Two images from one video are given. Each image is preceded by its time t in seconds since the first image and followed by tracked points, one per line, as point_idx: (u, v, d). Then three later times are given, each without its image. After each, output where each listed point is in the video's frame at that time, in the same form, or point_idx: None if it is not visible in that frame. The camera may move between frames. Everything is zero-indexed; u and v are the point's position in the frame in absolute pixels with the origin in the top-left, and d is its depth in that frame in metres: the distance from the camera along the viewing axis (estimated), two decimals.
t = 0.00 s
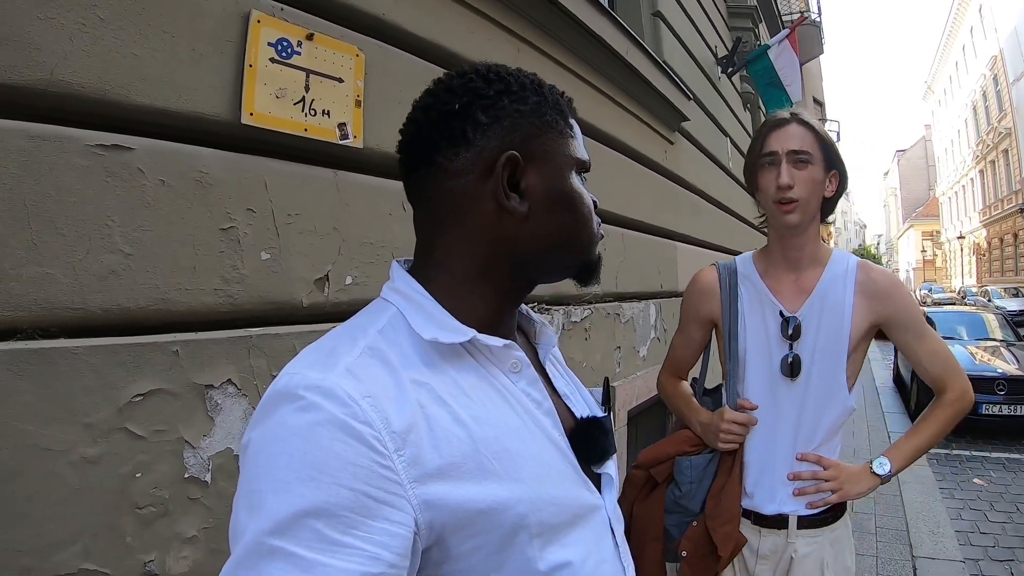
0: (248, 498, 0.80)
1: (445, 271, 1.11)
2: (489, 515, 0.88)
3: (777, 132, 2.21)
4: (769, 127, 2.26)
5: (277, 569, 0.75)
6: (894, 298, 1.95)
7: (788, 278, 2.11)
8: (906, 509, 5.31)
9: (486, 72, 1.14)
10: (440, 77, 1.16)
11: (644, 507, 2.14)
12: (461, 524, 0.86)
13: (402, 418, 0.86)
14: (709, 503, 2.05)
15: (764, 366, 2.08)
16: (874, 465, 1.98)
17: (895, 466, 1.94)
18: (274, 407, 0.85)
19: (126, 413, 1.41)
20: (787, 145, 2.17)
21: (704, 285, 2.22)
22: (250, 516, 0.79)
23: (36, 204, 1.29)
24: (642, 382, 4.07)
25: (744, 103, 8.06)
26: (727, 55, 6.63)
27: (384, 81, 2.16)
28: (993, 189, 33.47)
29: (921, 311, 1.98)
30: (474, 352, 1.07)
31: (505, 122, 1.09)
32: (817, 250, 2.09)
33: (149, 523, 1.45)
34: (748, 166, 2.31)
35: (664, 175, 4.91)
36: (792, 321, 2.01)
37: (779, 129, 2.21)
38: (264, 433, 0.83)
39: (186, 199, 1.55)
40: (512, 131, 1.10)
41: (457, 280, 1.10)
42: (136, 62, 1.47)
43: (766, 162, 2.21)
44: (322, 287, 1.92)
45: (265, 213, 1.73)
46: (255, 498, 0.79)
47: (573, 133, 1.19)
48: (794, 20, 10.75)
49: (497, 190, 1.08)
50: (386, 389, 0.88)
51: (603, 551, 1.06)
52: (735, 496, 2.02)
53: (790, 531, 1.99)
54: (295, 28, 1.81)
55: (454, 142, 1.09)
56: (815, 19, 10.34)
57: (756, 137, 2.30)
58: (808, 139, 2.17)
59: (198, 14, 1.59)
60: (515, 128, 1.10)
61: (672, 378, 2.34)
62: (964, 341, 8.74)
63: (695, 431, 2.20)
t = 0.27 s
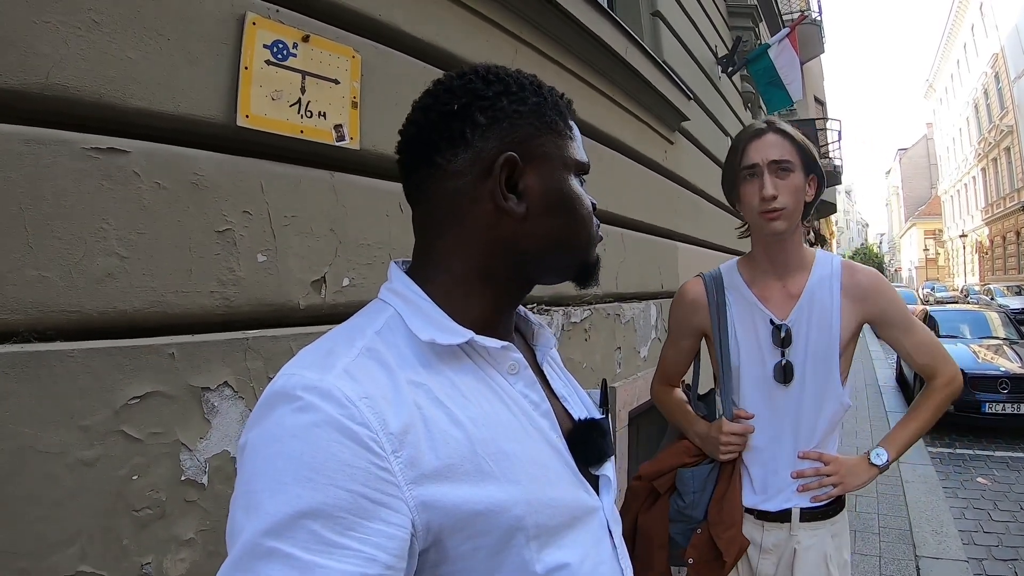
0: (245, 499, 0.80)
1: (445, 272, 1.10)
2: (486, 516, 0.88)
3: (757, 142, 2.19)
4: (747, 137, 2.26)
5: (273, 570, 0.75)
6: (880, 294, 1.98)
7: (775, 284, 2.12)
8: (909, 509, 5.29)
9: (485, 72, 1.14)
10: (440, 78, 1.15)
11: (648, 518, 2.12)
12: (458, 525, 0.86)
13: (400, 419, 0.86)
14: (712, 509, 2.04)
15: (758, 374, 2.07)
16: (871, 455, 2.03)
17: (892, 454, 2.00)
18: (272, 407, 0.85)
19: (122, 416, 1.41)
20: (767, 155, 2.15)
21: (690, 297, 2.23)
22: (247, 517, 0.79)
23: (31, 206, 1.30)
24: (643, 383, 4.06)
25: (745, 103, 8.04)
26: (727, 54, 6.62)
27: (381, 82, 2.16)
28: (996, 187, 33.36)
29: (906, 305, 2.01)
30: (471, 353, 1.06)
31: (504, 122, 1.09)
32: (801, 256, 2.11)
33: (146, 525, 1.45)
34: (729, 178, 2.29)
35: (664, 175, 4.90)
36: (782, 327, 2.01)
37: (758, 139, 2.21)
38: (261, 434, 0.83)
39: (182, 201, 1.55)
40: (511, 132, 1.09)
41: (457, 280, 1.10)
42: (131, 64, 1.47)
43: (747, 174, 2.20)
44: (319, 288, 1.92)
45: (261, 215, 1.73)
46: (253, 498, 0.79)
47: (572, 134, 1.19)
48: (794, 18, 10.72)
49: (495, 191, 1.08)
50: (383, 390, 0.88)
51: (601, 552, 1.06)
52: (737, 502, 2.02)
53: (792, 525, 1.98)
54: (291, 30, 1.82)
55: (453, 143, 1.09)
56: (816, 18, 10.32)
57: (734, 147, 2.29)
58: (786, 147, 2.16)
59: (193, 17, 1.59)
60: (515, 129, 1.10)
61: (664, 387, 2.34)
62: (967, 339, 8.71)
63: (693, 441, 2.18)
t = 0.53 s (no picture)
0: (246, 500, 0.80)
1: (449, 276, 1.10)
2: (487, 518, 0.87)
3: (748, 140, 2.19)
4: (738, 136, 2.26)
5: (274, 572, 0.75)
6: (877, 286, 1.99)
7: (770, 283, 2.12)
8: (913, 507, 5.27)
9: (491, 75, 1.13)
10: (444, 78, 1.14)
11: (654, 522, 2.08)
12: (459, 527, 0.86)
13: (400, 420, 0.86)
14: (719, 512, 2.02)
15: (759, 371, 2.07)
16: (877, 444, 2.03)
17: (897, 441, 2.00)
18: (271, 409, 0.85)
19: (120, 418, 1.41)
20: (759, 153, 2.16)
21: (688, 298, 2.22)
22: (247, 518, 0.79)
23: (28, 209, 1.30)
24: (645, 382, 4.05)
25: (747, 101, 8.02)
26: (728, 53, 6.60)
27: (379, 83, 2.16)
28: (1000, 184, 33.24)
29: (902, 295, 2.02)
30: (471, 355, 1.06)
31: (511, 127, 1.09)
32: (796, 254, 2.11)
33: (145, 528, 1.45)
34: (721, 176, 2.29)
35: (665, 174, 4.89)
36: (782, 325, 2.02)
37: (749, 137, 2.21)
38: (261, 435, 0.83)
39: (180, 204, 1.55)
40: (518, 137, 1.09)
41: (462, 284, 1.10)
42: (129, 67, 1.47)
43: (740, 172, 2.20)
44: (318, 290, 1.92)
45: (260, 217, 1.73)
46: (253, 500, 0.79)
47: (576, 139, 1.20)
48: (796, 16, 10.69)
49: (503, 196, 1.08)
50: (383, 391, 0.88)
51: (601, 553, 1.06)
52: (744, 502, 2.01)
53: (801, 523, 1.98)
54: (289, 32, 1.82)
55: (459, 146, 1.08)
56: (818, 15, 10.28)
57: (725, 146, 2.29)
58: (778, 144, 2.16)
59: (191, 19, 1.59)
60: (522, 134, 1.10)
61: (664, 389, 2.33)
62: (970, 337, 8.68)
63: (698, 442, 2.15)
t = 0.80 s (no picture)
0: (240, 501, 0.80)
1: (445, 277, 1.10)
2: (482, 518, 0.87)
3: (745, 133, 2.22)
4: (735, 129, 2.28)
5: (268, 573, 0.74)
6: (888, 281, 1.95)
7: (779, 276, 2.13)
8: (917, 505, 5.25)
9: (487, 74, 1.13)
10: (441, 76, 1.14)
11: (657, 523, 2.15)
12: (455, 527, 0.85)
13: (395, 419, 0.85)
14: (721, 514, 2.04)
15: (766, 368, 2.07)
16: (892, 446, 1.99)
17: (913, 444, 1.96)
18: (266, 409, 0.84)
19: (118, 421, 1.41)
20: (757, 144, 2.18)
21: (695, 295, 2.25)
22: (242, 519, 0.78)
23: (23, 212, 1.30)
24: (647, 381, 4.04)
25: (750, 98, 7.98)
26: (730, 49, 6.57)
27: (376, 83, 2.16)
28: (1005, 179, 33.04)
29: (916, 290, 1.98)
30: (467, 354, 1.06)
31: (507, 127, 1.08)
32: (804, 244, 2.11)
33: (143, 529, 1.46)
34: (721, 171, 2.31)
35: (667, 172, 4.87)
36: (786, 317, 2.02)
37: (746, 130, 2.23)
38: (256, 435, 0.82)
39: (177, 205, 1.55)
40: (515, 137, 1.09)
41: (458, 285, 1.10)
42: (124, 69, 1.47)
43: (739, 165, 2.22)
44: (316, 291, 1.91)
45: (257, 218, 1.73)
46: (247, 500, 0.79)
47: (574, 139, 1.19)
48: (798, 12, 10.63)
49: (499, 196, 1.07)
50: (378, 391, 0.88)
51: (598, 553, 1.05)
52: (749, 505, 2.01)
53: (812, 530, 1.96)
54: (285, 32, 1.81)
55: (455, 146, 1.08)
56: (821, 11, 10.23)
57: (723, 141, 2.32)
58: (775, 134, 2.19)
59: (185, 20, 1.59)
60: (518, 134, 1.09)
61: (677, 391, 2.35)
62: (975, 333, 8.64)
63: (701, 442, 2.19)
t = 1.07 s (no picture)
0: (243, 504, 0.80)
1: (445, 279, 1.10)
2: (486, 520, 0.87)
3: (767, 124, 2.23)
4: (757, 121, 2.29)
5: None
6: (912, 286, 1.92)
7: (799, 273, 2.13)
8: (922, 502, 5.24)
9: (486, 76, 1.12)
10: (439, 79, 1.13)
11: (663, 519, 2.16)
12: (458, 530, 0.85)
13: (398, 422, 0.85)
14: (728, 514, 2.04)
15: (781, 367, 2.08)
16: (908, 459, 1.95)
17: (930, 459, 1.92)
18: (268, 411, 0.84)
19: (120, 425, 1.41)
20: (778, 136, 2.18)
21: (715, 291, 2.28)
22: (244, 522, 0.78)
23: (23, 217, 1.30)
24: (651, 380, 4.04)
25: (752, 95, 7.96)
26: (732, 46, 6.55)
27: (377, 84, 2.15)
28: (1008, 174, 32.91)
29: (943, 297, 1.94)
30: (470, 357, 1.06)
31: (505, 128, 1.08)
32: (824, 241, 2.10)
33: (147, 533, 1.46)
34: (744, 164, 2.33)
35: (669, 170, 4.86)
36: (801, 317, 2.03)
37: (768, 121, 2.24)
38: (258, 438, 0.82)
39: (178, 208, 1.55)
40: (513, 138, 1.08)
41: (458, 287, 1.09)
42: (124, 73, 1.47)
43: (760, 157, 2.23)
44: (318, 293, 1.91)
45: (258, 220, 1.73)
46: (250, 503, 0.78)
47: (574, 139, 1.18)
48: (800, 9, 10.60)
49: (497, 199, 1.07)
50: (381, 393, 0.88)
51: (603, 556, 1.05)
52: (757, 507, 2.00)
53: (822, 538, 1.97)
54: (285, 34, 1.81)
55: (454, 149, 1.08)
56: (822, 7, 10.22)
57: (745, 133, 2.33)
58: (798, 126, 2.18)
59: (185, 23, 1.59)
60: (517, 135, 1.08)
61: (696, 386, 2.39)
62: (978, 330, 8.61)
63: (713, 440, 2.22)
